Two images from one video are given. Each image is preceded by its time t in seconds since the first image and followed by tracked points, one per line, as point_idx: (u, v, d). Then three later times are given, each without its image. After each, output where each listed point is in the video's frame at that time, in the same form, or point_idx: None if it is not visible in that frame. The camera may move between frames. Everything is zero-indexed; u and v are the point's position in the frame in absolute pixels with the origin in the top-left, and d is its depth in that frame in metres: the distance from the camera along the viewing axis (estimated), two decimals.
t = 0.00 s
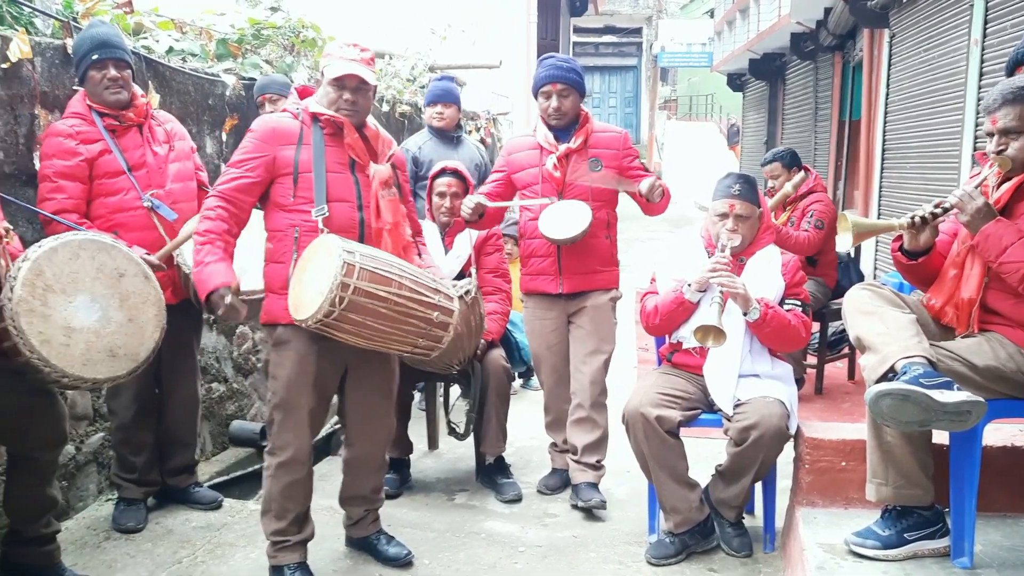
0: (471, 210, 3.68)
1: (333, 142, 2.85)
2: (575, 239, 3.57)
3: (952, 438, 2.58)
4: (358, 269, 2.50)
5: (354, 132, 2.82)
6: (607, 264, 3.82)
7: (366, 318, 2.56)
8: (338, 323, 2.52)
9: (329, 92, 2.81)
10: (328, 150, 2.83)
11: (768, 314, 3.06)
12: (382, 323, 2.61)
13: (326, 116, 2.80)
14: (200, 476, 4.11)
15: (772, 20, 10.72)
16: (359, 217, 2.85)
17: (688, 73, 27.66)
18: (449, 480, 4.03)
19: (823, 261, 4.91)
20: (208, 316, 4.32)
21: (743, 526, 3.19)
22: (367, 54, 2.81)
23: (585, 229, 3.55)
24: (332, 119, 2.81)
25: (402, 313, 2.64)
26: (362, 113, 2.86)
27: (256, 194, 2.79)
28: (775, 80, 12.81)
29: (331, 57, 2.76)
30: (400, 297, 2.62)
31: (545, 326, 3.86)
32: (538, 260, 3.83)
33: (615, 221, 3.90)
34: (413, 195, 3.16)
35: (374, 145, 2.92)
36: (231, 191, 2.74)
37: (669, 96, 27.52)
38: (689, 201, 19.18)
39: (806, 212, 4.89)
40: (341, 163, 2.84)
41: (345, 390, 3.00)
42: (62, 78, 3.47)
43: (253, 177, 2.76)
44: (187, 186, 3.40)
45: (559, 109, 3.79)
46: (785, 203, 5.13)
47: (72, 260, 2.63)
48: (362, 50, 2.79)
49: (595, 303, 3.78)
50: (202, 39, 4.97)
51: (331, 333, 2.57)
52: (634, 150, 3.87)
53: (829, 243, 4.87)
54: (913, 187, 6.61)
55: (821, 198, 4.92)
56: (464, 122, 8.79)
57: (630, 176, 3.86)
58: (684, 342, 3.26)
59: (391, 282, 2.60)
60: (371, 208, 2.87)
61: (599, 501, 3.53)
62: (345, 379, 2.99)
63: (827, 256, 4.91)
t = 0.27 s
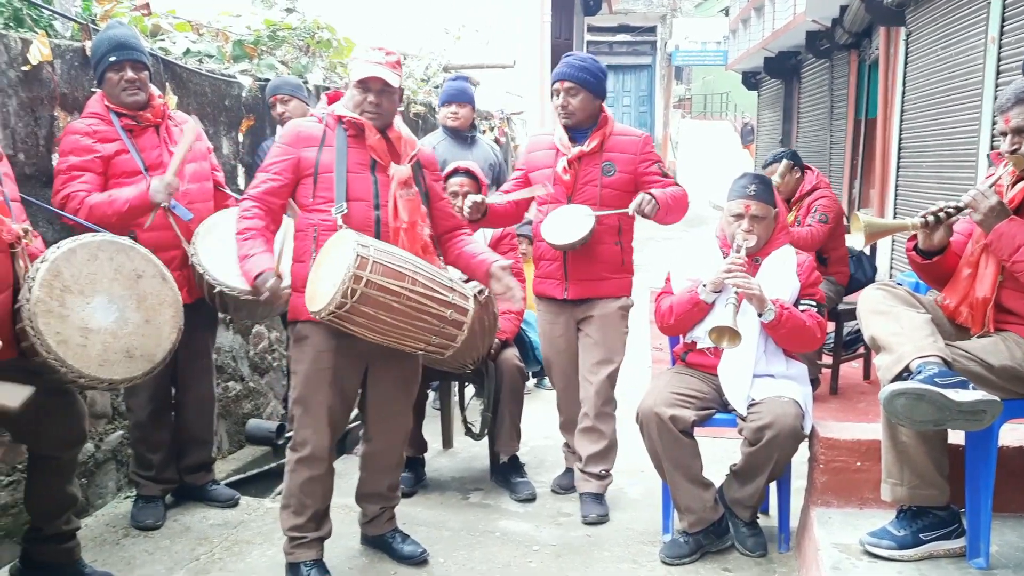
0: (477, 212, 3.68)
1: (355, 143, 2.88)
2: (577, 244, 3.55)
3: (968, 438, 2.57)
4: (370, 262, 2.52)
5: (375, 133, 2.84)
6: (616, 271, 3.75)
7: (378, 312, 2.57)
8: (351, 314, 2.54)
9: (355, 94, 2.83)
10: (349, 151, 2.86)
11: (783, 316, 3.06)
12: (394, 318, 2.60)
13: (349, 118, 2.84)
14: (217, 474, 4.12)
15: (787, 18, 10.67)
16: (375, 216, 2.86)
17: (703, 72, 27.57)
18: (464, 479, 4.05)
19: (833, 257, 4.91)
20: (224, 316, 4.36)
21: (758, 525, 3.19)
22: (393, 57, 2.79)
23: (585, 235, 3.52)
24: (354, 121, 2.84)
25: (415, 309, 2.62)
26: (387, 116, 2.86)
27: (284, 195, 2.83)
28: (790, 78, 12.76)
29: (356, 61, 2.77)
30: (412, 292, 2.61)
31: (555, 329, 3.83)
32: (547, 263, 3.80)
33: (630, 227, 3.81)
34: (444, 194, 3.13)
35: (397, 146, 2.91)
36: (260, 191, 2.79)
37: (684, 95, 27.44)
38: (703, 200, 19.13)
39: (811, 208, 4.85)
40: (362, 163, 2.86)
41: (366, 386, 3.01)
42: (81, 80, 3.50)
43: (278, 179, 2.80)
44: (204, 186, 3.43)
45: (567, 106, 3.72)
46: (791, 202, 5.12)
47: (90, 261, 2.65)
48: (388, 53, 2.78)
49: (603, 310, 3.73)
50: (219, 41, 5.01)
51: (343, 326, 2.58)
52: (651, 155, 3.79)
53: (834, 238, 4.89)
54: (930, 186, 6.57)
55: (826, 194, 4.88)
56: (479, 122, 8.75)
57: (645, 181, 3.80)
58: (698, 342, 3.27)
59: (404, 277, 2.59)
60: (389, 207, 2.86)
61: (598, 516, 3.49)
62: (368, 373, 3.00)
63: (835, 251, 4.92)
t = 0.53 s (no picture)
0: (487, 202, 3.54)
1: (380, 144, 2.90)
2: (582, 242, 3.36)
3: (986, 438, 2.56)
4: (382, 258, 2.53)
5: (398, 134, 2.85)
6: (627, 275, 3.50)
7: (391, 307, 2.58)
8: (365, 309, 2.57)
9: (380, 97, 2.88)
10: (374, 151, 2.88)
11: (800, 317, 3.07)
12: (407, 313, 2.61)
13: (374, 119, 2.87)
14: (236, 472, 4.17)
15: (805, 17, 10.62)
16: (397, 215, 2.86)
17: (720, 70, 27.48)
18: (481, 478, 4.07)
19: (850, 257, 4.90)
20: (243, 316, 4.40)
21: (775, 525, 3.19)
22: (418, 60, 2.81)
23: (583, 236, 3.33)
24: (379, 122, 2.87)
25: (429, 304, 2.62)
26: (411, 117, 2.90)
27: (310, 195, 2.88)
28: (808, 76, 12.70)
29: (382, 63, 2.81)
30: (425, 288, 2.60)
31: (568, 329, 3.67)
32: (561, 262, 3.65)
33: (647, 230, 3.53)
34: (467, 196, 3.12)
35: (421, 147, 2.93)
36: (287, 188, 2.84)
37: (700, 94, 27.37)
38: (720, 199, 19.07)
39: (825, 212, 4.86)
40: (386, 163, 2.88)
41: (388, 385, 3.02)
42: (102, 83, 3.55)
43: (304, 178, 2.86)
44: (223, 187, 3.46)
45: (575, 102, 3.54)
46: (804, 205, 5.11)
47: (106, 263, 2.69)
48: (413, 56, 2.81)
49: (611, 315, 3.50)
50: (237, 43, 5.06)
51: (360, 321, 2.62)
52: (671, 156, 3.48)
53: (851, 238, 4.88)
54: (949, 185, 6.52)
55: (838, 196, 4.88)
56: (496, 122, 9.03)
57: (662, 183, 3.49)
58: (715, 342, 3.28)
59: (418, 273, 2.59)
60: (411, 207, 2.87)
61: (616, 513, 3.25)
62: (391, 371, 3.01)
63: (852, 250, 4.90)
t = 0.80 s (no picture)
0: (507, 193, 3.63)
1: (394, 145, 2.91)
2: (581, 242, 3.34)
3: (998, 439, 2.55)
4: (380, 259, 2.51)
5: (412, 135, 2.86)
6: (632, 276, 3.44)
7: (388, 308, 2.56)
8: (363, 309, 2.56)
9: (396, 98, 2.89)
10: (387, 153, 2.90)
11: (815, 318, 3.07)
12: (406, 314, 2.59)
13: (388, 121, 2.88)
14: (250, 471, 4.19)
15: (819, 15, 10.57)
16: (409, 216, 2.87)
17: (733, 69, 27.38)
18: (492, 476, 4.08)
19: (867, 258, 4.88)
20: (256, 315, 4.42)
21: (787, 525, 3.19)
22: (434, 60, 2.84)
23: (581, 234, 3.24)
24: (393, 124, 2.88)
25: (428, 306, 2.59)
26: (427, 117, 2.91)
27: (326, 198, 2.91)
28: (821, 75, 12.65)
29: (398, 63, 2.82)
30: (424, 289, 2.57)
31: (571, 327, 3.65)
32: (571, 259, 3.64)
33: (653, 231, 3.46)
34: (482, 198, 3.11)
35: (435, 147, 2.93)
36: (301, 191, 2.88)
37: (714, 92, 27.27)
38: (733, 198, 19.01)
39: (845, 213, 4.86)
40: (399, 165, 2.89)
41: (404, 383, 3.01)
42: (117, 84, 3.57)
43: (319, 180, 2.89)
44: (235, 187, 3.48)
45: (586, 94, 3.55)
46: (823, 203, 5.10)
47: (121, 261, 2.71)
48: (428, 57, 2.83)
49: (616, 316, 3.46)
50: (251, 44, 5.09)
51: (361, 319, 2.61)
52: (678, 155, 3.40)
53: (871, 241, 4.86)
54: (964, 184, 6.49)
55: (857, 197, 4.88)
56: (509, 121, 9.08)
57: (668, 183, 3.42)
58: (727, 341, 3.28)
59: (417, 274, 2.56)
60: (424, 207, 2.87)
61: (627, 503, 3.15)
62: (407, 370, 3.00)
63: (869, 252, 4.88)
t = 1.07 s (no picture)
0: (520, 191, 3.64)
1: (400, 147, 2.92)
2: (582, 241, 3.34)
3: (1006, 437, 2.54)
4: (382, 262, 2.53)
5: (418, 137, 2.87)
6: (633, 277, 3.43)
7: (391, 311, 2.57)
8: (367, 313, 2.57)
9: (400, 100, 2.90)
10: (393, 154, 2.90)
11: (826, 325, 3.08)
12: (409, 317, 2.59)
13: (393, 123, 2.88)
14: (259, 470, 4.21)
15: (828, 13, 10.54)
16: (415, 217, 2.88)
17: (742, 68, 27.30)
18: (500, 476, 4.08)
19: (879, 261, 4.86)
20: (265, 315, 4.43)
21: (794, 525, 3.18)
22: (438, 62, 2.82)
23: (578, 232, 3.21)
24: (399, 126, 2.89)
25: (430, 309, 2.59)
26: (431, 120, 2.91)
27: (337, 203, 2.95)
28: (831, 74, 12.61)
29: (401, 66, 2.82)
30: (426, 292, 2.57)
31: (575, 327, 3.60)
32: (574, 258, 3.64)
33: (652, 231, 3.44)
34: (495, 194, 3.12)
35: (441, 148, 2.93)
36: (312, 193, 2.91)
37: (723, 91, 27.20)
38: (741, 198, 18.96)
39: (863, 212, 4.84)
40: (405, 166, 2.89)
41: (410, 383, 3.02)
42: (127, 84, 3.59)
43: (329, 183, 2.92)
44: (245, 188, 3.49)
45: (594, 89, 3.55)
46: (842, 199, 5.06)
47: (130, 261, 2.73)
48: (433, 58, 2.82)
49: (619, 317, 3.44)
50: (260, 44, 5.10)
51: (366, 322, 2.63)
52: (677, 156, 3.38)
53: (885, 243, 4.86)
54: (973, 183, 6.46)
55: (875, 194, 4.86)
56: (517, 121, 9.08)
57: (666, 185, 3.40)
58: (734, 342, 3.27)
59: (420, 277, 2.57)
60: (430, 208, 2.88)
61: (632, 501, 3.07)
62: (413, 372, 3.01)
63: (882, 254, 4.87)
